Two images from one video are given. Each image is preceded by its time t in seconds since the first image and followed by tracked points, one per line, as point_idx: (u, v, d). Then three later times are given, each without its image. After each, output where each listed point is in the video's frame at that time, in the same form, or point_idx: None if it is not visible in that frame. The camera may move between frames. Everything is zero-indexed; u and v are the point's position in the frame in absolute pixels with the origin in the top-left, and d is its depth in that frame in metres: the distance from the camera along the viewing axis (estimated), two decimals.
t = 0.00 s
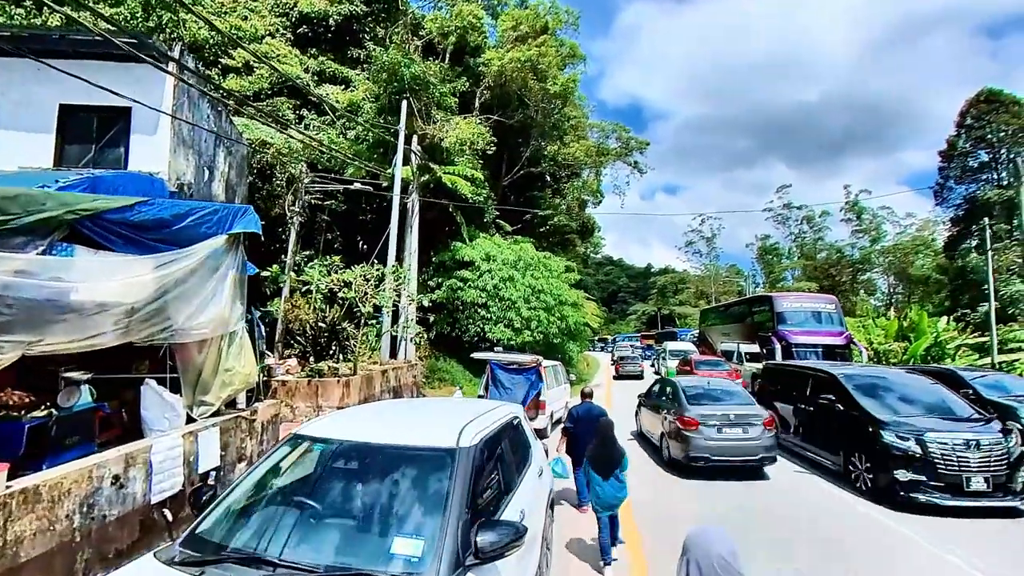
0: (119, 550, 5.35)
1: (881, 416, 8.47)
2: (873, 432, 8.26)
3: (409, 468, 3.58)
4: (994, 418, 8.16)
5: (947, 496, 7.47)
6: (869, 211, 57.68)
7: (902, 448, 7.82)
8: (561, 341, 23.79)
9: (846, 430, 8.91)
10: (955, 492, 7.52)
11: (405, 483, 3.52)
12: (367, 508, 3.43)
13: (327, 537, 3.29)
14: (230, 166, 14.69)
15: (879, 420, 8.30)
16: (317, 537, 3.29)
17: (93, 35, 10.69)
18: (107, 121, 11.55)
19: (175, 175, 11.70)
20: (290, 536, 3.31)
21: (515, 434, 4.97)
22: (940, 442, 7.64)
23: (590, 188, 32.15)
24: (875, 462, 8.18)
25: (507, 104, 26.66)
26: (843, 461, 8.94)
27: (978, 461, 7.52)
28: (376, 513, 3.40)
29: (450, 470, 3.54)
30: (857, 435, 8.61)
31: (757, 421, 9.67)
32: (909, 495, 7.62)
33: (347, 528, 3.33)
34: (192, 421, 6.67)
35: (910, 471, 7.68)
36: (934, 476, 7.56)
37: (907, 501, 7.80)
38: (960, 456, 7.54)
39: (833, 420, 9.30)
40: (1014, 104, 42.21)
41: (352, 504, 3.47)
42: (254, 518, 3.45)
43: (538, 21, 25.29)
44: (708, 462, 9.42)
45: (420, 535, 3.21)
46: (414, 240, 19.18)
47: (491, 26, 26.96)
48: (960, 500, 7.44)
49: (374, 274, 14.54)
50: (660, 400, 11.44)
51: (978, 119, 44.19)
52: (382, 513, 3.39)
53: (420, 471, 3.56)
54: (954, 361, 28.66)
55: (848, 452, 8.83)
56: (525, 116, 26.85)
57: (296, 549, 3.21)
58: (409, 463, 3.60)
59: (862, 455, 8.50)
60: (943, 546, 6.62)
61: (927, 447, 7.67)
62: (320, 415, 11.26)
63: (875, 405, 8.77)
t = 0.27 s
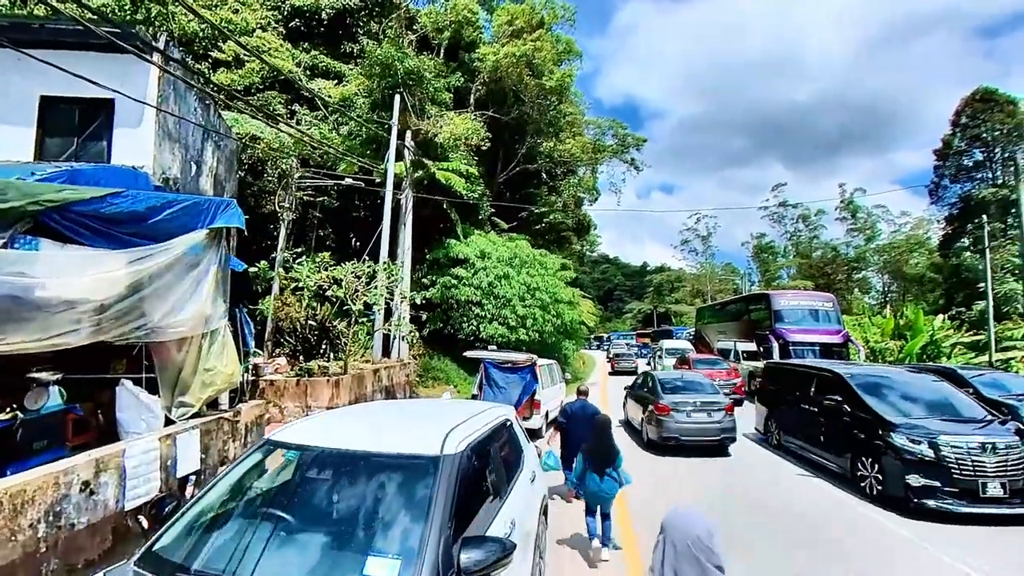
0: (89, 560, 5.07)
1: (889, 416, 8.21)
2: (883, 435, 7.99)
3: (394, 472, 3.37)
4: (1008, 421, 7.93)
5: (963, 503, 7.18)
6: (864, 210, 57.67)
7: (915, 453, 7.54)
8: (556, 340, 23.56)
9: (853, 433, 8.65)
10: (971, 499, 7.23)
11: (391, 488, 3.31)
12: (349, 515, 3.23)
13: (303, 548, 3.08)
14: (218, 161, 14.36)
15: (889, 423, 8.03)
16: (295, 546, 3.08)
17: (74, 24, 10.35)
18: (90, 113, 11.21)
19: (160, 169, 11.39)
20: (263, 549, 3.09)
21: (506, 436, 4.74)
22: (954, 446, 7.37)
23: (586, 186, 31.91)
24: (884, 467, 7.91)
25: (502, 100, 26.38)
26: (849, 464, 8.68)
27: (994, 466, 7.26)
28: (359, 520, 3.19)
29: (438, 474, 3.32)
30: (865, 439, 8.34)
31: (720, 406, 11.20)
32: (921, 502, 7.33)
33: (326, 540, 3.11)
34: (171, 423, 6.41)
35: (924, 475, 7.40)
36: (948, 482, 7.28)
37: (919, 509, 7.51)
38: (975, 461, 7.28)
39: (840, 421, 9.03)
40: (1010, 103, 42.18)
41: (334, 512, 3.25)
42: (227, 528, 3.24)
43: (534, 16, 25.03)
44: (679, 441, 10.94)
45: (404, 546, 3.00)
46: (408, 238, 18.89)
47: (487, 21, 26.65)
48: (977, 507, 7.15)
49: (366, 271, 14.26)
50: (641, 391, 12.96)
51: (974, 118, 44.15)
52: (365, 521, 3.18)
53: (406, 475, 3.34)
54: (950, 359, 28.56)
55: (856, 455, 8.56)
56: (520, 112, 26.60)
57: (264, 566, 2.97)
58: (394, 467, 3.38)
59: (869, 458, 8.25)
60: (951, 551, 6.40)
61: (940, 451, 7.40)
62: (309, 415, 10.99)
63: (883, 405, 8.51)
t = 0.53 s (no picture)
0: (60, 570, 4.84)
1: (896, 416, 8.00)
2: (892, 438, 7.67)
3: (381, 475, 3.18)
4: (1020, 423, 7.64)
5: (977, 509, 6.85)
6: (858, 209, 57.79)
7: (926, 456, 7.21)
8: (552, 338, 23.35)
9: (859, 435, 8.40)
10: (985, 504, 6.90)
11: (378, 492, 3.12)
12: (336, 518, 3.05)
13: (288, 549, 2.92)
14: (207, 156, 14.08)
15: (899, 424, 7.72)
16: (279, 547, 2.92)
17: (55, 13, 10.05)
18: (73, 105, 10.93)
19: (145, 163, 11.14)
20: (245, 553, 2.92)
21: (498, 440, 4.53)
22: (967, 449, 7.04)
23: (582, 183, 31.67)
24: (893, 471, 7.61)
25: (497, 96, 26.16)
26: (854, 467, 8.44)
27: (1009, 469, 6.92)
28: (345, 523, 3.02)
29: (426, 479, 3.13)
30: (872, 442, 8.06)
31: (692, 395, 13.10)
32: (931, 507, 7.02)
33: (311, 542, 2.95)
34: (151, 425, 6.17)
35: (937, 480, 7.04)
36: (961, 487, 6.94)
37: (930, 515, 7.21)
38: (990, 465, 6.93)
39: (844, 422, 8.79)
40: (1004, 102, 42.24)
41: (320, 513, 3.08)
42: (207, 531, 3.07)
43: (530, 12, 24.81)
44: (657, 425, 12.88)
45: (391, 553, 2.82)
46: (402, 234, 18.65)
47: (482, 17, 26.38)
48: (993, 514, 6.81)
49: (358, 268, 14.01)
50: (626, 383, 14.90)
51: (968, 118, 44.19)
52: (352, 524, 3.01)
53: (393, 479, 3.16)
54: (945, 358, 28.53)
55: (861, 458, 8.31)
56: (516, 109, 26.39)
57: None
58: (381, 470, 3.19)
59: (876, 461, 8.00)
60: (956, 555, 6.21)
61: (952, 454, 7.08)
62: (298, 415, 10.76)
63: (889, 405, 8.28)
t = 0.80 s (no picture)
0: None
1: (901, 418, 7.79)
2: (897, 442, 7.40)
3: (360, 482, 3.04)
4: None
5: (988, 519, 6.55)
6: (853, 208, 57.87)
7: (933, 462, 6.92)
8: (546, 337, 23.18)
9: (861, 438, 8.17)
10: (996, 513, 6.60)
11: (357, 499, 2.98)
12: (316, 522, 2.93)
13: (268, 555, 2.81)
14: (195, 152, 13.83)
15: (904, 428, 7.46)
16: (257, 553, 2.81)
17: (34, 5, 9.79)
18: (55, 99, 10.68)
19: (129, 159, 10.90)
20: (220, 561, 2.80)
21: (483, 446, 4.37)
22: (976, 454, 6.75)
23: (577, 181, 31.48)
24: (897, 476, 7.37)
25: (492, 93, 25.96)
26: (858, 472, 8.22)
27: (1020, 474, 6.64)
28: (325, 529, 2.89)
29: (404, 487, 2.98)
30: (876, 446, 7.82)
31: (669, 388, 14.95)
32: (937, 516, 6.73)
33: (289, 548, 2.84)
34: (127, 429, 5.97)
35: (944, 486, 6.73)
36: (970, 495, 6.65)
37: (935, 522, 6.94)
38: (1000, 472, 6.64)
39: (846, 425, 8.57)
40: (998, 102, 42.28)
41: (301, 517, 2.95)
42: (183, 536, 2.96)
43: (525, 8, 24.59)
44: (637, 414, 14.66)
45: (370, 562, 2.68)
46: (394, 232, 18.42)
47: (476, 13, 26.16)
48: (1004, 522, 6.52)
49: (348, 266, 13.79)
50: (614, 377, 16.67)
51: (962, 117, 44.24)
52: (332, 531, 2.88)
53: (372, 487, 3.01)
54: (939, 357, 28.51)
55: (863, 462, 8.10)
56: (511, 106, 26.21)
57: None
58: (360, 477, 3.05)
59: (879, 465, 7.79)
60: (957, 561, 6.06)
61: (961, 460, 6.78)
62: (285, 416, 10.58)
63: (893, 407, 8.06)
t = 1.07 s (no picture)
0: None
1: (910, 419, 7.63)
2: (902, 445, 7.22)
3: (336, 485, 2.91)
4: None
5: (997, 525, 6.37)
6: (848, 207, 57.93)
7: (939, 465, 6.75)
8: (540, 335, 23.01)
9: (862, 440, 8.01)
10: (1005, 518, 6.43)
11: (335, 501, 2.86)
12: (291, 520, 2.82)
13: (242, 552, 2.73)
14: (182, 147, 13.60)
15: (909, 430, 7.28)
16: (233, 548, 2.74)
17: None
18: (36, 92, 10.44)
19: (113, 153, 10.68)
20: (195, 556, 2.73)
21: (463, 449, 4.24)
22: (983, 456, 6.60)
23: (572, 178, 31.31)
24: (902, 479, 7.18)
25: (487, 90, 25.80)
26: (859, 475, 8.05)
27: None
28: (301, 529, 2.78)
29: (379, 491, 2.86)
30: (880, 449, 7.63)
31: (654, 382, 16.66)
32: (943, 522, 6.57)
33: (264, 542, 2.75)
34: (102, 430, 5.81)
35: (950, 491, 6.57)
36: (977, 500, 6.49)
37: (940, 528, 6.77)
38: (1008, 475, 6.49)
39: (847, 426, 8.42)
40: (992, 101, 42.32)
41: (277, 515, 2.85)
42: (159, 530, 2.89)
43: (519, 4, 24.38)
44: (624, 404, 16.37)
45: (348, 561, 2.56)
46: (386, 229, 18.23)
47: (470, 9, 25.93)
48: (1014, 528, 6.35)
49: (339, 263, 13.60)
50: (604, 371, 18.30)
51: (956, 116, 44.28)
52: (309, 529, 2.76)
53: (351, 488, 2.89)
54: (933, 355, 28.50)
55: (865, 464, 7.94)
56: (505, 102, 26.04)
57: None
58: (338, 478, 2.93)
59: (881, 469, 7.62)
60: (957, 566, 5.93)
61: (968, 463, 6.61)
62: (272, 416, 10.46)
63: (896, 408, 7.90)
